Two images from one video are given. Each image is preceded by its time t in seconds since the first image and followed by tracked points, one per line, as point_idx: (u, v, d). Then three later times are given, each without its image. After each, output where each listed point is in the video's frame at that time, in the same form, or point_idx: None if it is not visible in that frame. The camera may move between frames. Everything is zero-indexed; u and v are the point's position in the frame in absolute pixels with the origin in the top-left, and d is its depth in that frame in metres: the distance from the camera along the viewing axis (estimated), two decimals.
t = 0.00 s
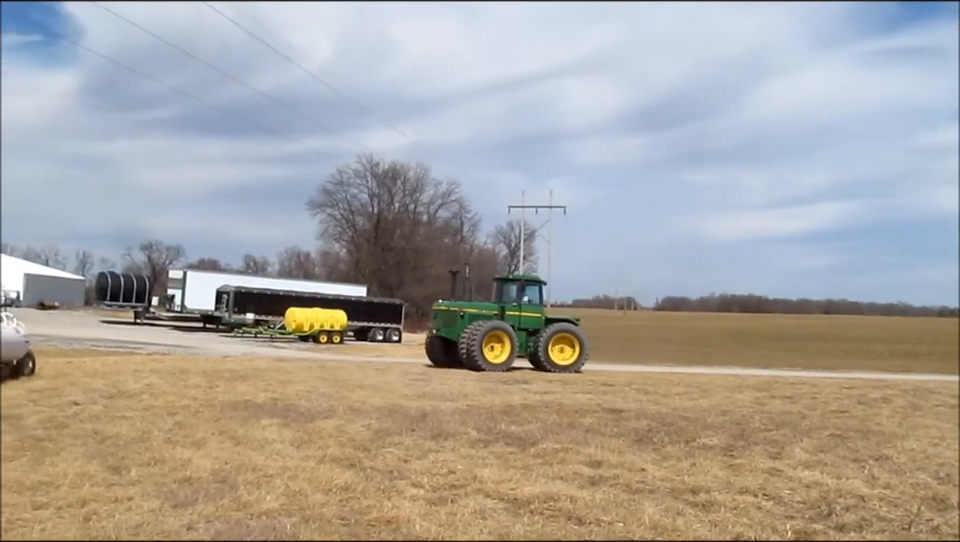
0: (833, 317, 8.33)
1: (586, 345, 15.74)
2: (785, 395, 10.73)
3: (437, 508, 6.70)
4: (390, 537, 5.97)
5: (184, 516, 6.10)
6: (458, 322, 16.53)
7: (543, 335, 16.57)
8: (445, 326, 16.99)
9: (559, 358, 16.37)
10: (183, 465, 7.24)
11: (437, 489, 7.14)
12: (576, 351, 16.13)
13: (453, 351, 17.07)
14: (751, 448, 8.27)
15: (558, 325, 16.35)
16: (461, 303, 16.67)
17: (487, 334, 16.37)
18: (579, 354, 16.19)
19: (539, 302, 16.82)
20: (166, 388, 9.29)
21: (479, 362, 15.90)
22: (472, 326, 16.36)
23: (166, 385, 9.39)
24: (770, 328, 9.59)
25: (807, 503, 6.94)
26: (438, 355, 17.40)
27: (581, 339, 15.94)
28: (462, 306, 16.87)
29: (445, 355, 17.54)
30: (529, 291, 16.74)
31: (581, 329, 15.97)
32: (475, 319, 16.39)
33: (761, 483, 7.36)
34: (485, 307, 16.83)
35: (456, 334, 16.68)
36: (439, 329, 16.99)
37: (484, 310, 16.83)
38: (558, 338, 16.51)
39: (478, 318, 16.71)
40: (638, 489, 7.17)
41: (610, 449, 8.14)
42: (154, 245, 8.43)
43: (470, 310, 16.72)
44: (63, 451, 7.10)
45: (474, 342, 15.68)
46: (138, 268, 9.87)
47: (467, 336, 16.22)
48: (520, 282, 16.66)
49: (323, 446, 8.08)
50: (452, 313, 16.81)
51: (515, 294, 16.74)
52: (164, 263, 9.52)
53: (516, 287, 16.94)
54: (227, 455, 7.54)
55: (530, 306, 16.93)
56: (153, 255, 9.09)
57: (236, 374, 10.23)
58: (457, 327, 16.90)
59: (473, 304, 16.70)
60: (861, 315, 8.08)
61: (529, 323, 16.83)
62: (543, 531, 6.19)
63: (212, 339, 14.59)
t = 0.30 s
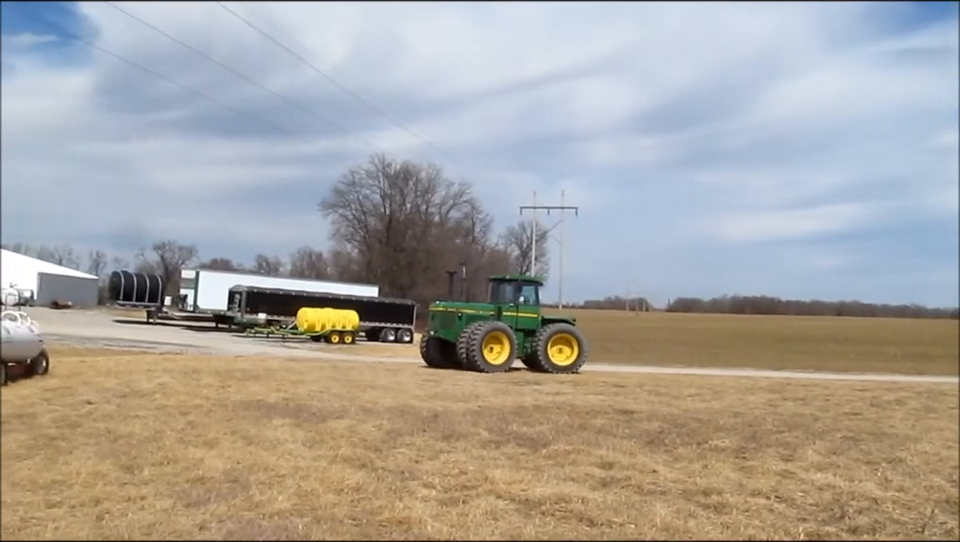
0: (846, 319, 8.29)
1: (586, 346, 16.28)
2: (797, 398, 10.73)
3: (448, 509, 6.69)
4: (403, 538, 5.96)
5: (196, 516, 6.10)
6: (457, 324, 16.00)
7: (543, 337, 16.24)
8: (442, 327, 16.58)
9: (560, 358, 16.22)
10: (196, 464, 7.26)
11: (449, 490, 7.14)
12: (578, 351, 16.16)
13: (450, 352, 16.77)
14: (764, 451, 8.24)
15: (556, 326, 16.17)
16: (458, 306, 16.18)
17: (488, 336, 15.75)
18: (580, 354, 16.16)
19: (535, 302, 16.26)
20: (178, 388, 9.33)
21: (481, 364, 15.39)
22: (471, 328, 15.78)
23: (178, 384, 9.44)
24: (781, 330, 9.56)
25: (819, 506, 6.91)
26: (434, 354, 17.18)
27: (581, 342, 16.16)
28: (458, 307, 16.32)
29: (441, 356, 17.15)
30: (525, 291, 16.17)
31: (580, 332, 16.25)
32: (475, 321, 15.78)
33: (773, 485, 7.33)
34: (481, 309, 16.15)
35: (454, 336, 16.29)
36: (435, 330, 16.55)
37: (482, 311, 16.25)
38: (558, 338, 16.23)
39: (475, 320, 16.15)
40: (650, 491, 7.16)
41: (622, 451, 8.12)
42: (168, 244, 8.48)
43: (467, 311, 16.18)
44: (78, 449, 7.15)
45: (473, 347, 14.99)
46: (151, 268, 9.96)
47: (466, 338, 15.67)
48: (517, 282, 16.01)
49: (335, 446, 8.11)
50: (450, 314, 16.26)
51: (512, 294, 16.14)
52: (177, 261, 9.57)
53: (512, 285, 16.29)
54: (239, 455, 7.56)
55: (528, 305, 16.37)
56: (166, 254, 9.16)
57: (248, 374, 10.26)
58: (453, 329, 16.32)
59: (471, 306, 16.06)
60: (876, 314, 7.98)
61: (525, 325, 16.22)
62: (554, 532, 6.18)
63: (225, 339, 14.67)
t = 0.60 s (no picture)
0: (857, 321, 8.26)
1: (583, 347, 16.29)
2: (808, 399, 10.71)
3: (459, 511, 6.69)
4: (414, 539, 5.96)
5: (208, 517, 6.11)
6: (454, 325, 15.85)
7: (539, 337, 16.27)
8: (438, 328, 16.47)
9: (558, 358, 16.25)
10: (207, 466, 7.28)
11: (459, 491, 7.13)
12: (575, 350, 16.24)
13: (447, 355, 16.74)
14: (775, 452, 8.23)
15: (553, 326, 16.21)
16: (454, 306, 16.04)
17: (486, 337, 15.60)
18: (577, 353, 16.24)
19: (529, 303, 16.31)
20: (189, 389, 9.36)
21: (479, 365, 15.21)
22: (468, 329, 15.70)
23: (189, 386, 9.47)
24: (791, 332, 9.54)
25: (831, 508, 6.89)
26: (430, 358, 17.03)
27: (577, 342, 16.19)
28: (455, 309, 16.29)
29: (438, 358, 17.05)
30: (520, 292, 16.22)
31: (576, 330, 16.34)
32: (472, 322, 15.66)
33: (785, 487, 7.31)
34: (478, 309, 16.12)
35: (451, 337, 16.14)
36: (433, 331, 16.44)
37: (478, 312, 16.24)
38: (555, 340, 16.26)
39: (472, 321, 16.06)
40: (661, 492, 7.14)
41: (633, 453, 8.11)
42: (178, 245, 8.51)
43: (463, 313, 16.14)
44: (90, 451, 7.18)
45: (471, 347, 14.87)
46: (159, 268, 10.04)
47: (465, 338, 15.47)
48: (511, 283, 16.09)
49: (346, 448, 8.12)
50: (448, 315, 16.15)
51: (507, 295, 16.17)
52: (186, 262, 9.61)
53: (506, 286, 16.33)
54: (250, 456, 7.58)
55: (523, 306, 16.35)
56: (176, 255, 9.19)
57: (258, 375, 10.29)
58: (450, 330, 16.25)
59: (468, 307, 15.93)
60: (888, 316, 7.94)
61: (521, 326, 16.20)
62: (565, 534, 6.17)
63: (234, 340, 14.75)
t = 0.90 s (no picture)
0: (867, 321, 8.24)
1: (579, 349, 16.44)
2: (819, 400, 10.68)
3: (470, 512, 6.69)
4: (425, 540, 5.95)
5: (219, 519, 6.11)
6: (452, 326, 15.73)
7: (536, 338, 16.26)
8: (435, 329, 16.36)
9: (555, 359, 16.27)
10: (218, 467, 7.30)
11: (470, 492, 7.13)
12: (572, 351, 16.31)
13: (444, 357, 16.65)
14: (787, 453, 8.20)
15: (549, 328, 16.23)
16: (451, 307, 15.92)
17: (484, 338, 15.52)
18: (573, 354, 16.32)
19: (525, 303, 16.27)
20: (200, 391, 9.39)
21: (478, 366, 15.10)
22: (466, 331, 15.61)
23: (199, 388, 9.49)
24: (800, 333, 9.52)
25: (843, 509, 6.87)
26: (426, 360, 16.90)
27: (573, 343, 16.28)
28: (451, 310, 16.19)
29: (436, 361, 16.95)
30: (515, 292, 16.16)
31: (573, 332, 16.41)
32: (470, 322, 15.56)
33: (796, 488, 7.29)
34: (473, 310, 16.01)
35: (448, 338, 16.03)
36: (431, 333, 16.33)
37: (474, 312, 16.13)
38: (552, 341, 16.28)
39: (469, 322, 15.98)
40: (672, 494, 7.13)
41: (643, 454, 8.09)
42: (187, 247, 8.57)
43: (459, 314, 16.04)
44: (102, 453, 7.20)
45: (471, 348, 14.82)
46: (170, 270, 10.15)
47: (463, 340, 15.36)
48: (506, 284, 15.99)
49: (356, 449, 8.14)
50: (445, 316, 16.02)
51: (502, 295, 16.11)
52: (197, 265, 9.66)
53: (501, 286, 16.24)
54: (261, 458, 7.60)
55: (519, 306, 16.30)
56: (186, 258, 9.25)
57: (269, 377, 10.31)
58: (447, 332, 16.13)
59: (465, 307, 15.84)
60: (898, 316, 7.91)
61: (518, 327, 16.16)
62: (576, 535, 6.16)
63: (245, 342, 14.80)
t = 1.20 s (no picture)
0: (877, 319, 8.20)
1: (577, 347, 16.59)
2: (829, 397, 10.64)
3: (480, 511, 6.69)
4: (435, 539, 5.95)
5: (230, 519, 6.12)
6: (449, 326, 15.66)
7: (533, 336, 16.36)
8: (432, 328, 16.31)
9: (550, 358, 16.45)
10: (228, 468, 7.31)
11: (480, 491, 7.13)
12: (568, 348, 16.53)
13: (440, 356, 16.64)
14: (797, 451, 8.18)
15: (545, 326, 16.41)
16: (448, 307, 15.84)
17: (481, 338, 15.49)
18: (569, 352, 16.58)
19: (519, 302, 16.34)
20: (209, 391, 9.41)
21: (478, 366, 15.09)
22: (465, 331, 15.56)
23: (209, 388, 9.52)
24: (809, 331, 9.49)
25: (855, 507, 6.84)
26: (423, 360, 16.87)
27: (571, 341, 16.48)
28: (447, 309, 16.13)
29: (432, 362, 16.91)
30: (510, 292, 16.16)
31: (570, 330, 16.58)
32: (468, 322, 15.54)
33: (807, 486, 7.27)
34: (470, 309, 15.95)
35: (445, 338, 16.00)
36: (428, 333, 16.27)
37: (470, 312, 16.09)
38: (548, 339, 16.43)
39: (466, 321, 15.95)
40: (682, 492, 7.12)
41: (653, 452, 8.08)
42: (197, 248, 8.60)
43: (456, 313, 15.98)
44: (112, 454, 7.22)
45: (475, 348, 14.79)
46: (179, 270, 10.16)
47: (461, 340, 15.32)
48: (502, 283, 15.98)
49: (366, 449, 8.14)
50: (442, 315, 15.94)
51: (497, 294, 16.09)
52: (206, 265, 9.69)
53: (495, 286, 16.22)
54: (271, 458, 7.62)
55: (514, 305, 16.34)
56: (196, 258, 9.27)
57: (278, 377, 10.34)
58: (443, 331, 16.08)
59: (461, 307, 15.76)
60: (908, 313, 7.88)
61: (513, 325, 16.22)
62: (586, 534, 6.15)
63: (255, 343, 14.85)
